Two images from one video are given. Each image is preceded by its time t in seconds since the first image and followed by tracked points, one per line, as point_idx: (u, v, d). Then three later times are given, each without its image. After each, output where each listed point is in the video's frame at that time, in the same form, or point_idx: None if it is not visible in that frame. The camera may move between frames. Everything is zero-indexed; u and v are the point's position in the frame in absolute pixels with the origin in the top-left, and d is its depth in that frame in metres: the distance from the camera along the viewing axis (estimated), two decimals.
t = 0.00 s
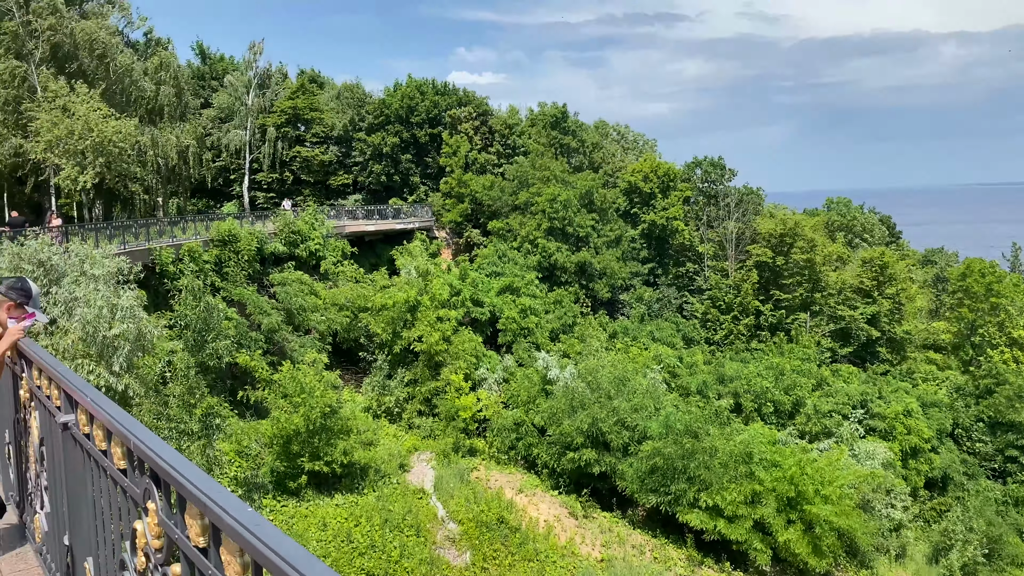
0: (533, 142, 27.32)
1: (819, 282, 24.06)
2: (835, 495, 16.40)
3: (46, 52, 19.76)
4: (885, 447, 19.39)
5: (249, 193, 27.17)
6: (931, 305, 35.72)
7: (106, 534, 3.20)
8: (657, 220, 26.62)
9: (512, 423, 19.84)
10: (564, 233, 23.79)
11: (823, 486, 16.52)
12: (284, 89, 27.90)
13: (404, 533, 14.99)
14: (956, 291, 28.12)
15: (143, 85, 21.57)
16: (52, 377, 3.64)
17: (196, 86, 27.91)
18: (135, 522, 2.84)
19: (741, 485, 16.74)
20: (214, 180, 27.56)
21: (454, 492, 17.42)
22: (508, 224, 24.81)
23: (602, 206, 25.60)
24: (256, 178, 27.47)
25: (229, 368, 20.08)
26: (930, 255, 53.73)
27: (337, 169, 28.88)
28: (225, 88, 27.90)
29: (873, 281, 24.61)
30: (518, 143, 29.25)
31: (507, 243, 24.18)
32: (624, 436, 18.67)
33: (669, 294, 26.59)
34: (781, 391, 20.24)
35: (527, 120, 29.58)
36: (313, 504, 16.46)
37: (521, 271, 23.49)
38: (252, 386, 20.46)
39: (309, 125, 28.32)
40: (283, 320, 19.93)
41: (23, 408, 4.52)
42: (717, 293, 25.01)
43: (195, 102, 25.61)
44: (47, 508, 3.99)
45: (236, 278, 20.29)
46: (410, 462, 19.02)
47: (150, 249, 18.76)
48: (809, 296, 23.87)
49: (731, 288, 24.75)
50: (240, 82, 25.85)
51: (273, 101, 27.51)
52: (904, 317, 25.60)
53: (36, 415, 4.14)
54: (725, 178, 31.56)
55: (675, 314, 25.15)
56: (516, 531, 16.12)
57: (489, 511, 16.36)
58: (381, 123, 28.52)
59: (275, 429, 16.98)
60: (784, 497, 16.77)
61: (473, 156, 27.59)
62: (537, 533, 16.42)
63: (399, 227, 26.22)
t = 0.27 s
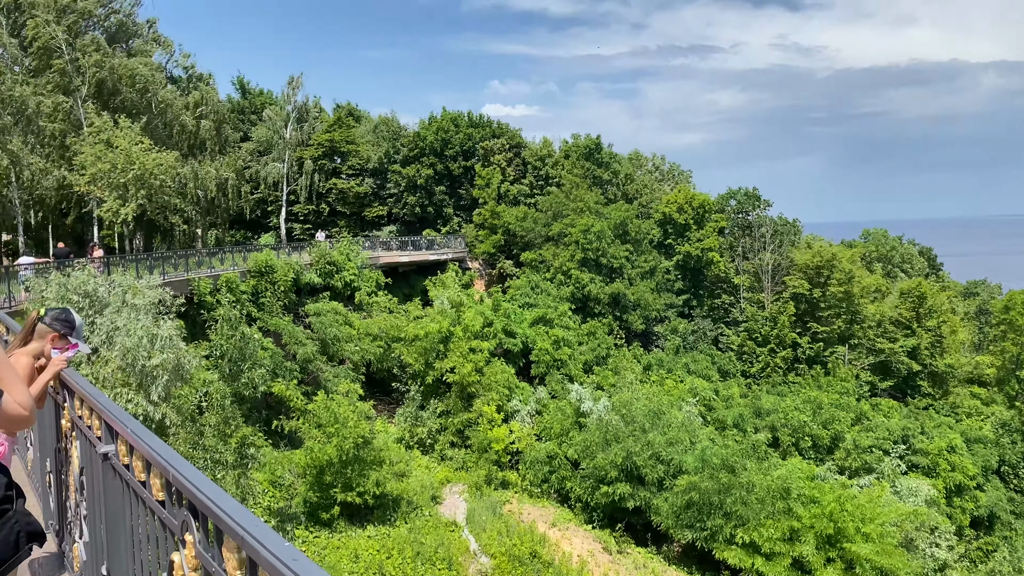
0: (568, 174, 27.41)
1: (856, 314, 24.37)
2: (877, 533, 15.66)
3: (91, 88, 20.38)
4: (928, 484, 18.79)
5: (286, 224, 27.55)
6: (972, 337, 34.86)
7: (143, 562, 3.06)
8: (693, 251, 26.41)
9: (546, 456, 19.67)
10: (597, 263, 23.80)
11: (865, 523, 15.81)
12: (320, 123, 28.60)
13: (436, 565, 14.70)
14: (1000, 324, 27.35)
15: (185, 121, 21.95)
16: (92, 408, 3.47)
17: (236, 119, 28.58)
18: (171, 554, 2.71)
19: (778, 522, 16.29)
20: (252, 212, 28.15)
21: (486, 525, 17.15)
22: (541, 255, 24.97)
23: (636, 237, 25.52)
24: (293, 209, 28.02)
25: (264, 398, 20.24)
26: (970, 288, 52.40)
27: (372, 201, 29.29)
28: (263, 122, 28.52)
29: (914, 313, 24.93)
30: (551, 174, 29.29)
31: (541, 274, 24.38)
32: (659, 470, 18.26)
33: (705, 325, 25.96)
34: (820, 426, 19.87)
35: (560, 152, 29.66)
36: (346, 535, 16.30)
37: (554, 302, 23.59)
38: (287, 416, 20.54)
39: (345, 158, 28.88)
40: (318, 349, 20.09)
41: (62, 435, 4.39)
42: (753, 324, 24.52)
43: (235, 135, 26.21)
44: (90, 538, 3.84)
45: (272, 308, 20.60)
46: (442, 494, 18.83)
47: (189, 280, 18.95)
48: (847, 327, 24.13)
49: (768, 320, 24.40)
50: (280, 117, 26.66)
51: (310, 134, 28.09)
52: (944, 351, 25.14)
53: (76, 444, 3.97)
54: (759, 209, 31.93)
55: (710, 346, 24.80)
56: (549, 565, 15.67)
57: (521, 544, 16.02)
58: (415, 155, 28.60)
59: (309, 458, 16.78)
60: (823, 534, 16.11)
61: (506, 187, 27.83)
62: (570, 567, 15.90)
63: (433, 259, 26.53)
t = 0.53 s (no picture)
0: (585, 192, 27.52)
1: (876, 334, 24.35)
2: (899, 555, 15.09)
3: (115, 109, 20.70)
4: (951, 505, 18.49)
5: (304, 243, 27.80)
6: (994, 356, 34.47)
7: None
8: (710, 269, 26.39)
9: (563, 475, 19.61)
10: (615, 281, 23.85)
11: (887, 545, 15.27)
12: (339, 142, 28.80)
13: None
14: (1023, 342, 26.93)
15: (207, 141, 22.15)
16: (112, 425, 3.41)
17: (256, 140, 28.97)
18: None
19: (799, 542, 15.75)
20: (272, 232, 28.41)
21: (503, 545, 17.03)
22: (559, 273, 25.02)
23: (653, 254, 25.55)
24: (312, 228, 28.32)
25: (282, 417, 20.30)
26: (992, 306, 51.71)
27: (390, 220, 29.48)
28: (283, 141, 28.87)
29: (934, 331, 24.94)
30: (568, 192, 29.34)
31: (558, 292, 24.46)
32: (677, 490, 18.06)
33: (723, 344, 26.16)
34: (840, 446, 19.69)
35: (578, 170, 29.69)
36: (363, 553, 16.17)
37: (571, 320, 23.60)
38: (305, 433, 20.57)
39: (363, 177, 29.06)
40: (336, 367, 20.19)
41: (82, 453, 4.33)
42: (771, 343, 24.49)
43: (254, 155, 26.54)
44: (109, 557, 3.78)
45: (291, 326, 20.75)
46: (459, 513, 18.75)
47: (209, 298, 19.06)
48: (867, 347, 24.05)
49: (787, 339, 24.31)
50: (299, 138, 26.96)
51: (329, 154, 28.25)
52: (967, 370, 24.84)
53: (97, 462, 3.92)
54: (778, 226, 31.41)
55: (729, 365, 24.70)
56: None
57: (539, 564, 15.87)
58: (433, 174, 29.01)
59: (328, 475, 16.62)
60: (844, 556, 15.44)
61: (522, 206, 27.99)
62: None
63: (450, 277, 26.71)
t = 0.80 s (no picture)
0: (595, 200, 27.54)
1: (887, 342, 24.28)
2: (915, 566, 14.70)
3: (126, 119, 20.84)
4: (966, 514, 18.30)
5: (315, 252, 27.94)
6: (1008, 364, 34.17)
7: None
8: (719, 277, 26.45)
9: (573, 484, 19.54)
10: (625, 290, 23.85)
11: (901, 555, 14.90)
12: (349, 151, 28.91)
13: None
14: None
15: (217, 151, 22.26)
16: (125, 434, 3.40)
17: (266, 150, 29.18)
18: None
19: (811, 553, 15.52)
20: (282, 241, 28.46)
21: (513, 555, 16.96)
22: (568, 282, 25.04)
23: (662, 262, 25.58)
24: (322, 237, 28.44)
25: (292, 425, 20.30)
26: (1005, 314, 51.36)
27: (400, 229, 29.49)
28: (293, 151, 29.03)
29: (947, 339, 24.71)
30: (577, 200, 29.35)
31: (568, 300, 24.45)
32: (688, 499, 17.92)
33: (733, 352, 26.17)
34: (851, 454, 19.54)
35: (587, 178, 29.68)
36: (373, 563, 16.09)
37: (581, 328, 23.55)
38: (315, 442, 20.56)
39: (373, 186, 29.17)
40: (346, 376, 20.25)
41: (94, 462, 4.32)
42: (782, 351, 24.46)
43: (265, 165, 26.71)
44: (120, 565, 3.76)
45: (301, 335, 20.83)
46: (469, 522, 18.70)
47: (219, 307, 19.13)
48: (878, 355, 23.92)
49: (798, 347, 24.25)
50: (309, 147, 27.10)
51: (338, 164, 28.39)
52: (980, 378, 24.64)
53: (109, 470, 3.90)
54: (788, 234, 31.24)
55: (739, 373, 24.63)
56: None
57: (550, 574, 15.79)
58: (443, 183, 29.22)
59: (338, 483, 16.53)
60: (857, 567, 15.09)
61: (531, 215, 28.05)
62: None
63: (460, 285, 26.76)
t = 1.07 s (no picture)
0: (604, 203, 27.54)
1: (898, 343, 24.20)
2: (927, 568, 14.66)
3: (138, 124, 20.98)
4: (979, 516, 18.17)
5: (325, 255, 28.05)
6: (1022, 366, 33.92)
7: None
8: (729, 279, 26.47)
9: (584, 486, 19.51)
10: (635, 292, 23.84)
11: (913, 558, 14.87)
12: (359, 155, 29.03)
13: None
14: None
15: (229, 155, 22.39)
16: (139, 436, 3.38)
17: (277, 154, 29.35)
18: None
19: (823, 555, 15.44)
20: (293, 244, 28.56)
21: (524, 558, 16.95)
22: (578, 284, 25.07)
23: (672, 264, 25.57)
24: (332, 241, 28.56)
25: (303, 428, 20.36)
26: (1018, 316, 51.08)
27: (410, 232, 29.63)
28: (303, 155, 29.18)
29: (960, 340, 24.56)
30: (587, 202, 29.35)
31: (578, 303, 24.46)
32: (700, 501, 17.86)
33: (744, 354, 26.13)
34: (863, 456, 19.44)
35: (596, 180, 29.67)
36: (384, 566, 16.08)
37: (591, 330, 23.55)
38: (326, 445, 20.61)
39: (383, 189, 29.25)
40: (357, 379, 20.32)
41: (107, 465, 4.28)
42: (793, 353, 24.36)
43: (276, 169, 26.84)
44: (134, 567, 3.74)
45: (312, 338, 20.93)
46: (480, 525, 18.69)
47: (231, 310, 19.25)
48: (890, 356, 23.81)
49: (809, 348, 24.15)
50: (319, 151, 27.24)
51: (349, 167, 28.55)
52: (994, 380, 24.47)
53: (122, 472, 3.89)
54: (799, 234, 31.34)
55: (749, 375, 24.55)
56: None
57: None
58: (452, 186, 29.32)
59: (348, 486, 16.55)
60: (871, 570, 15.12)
61: (541, 217, 28.11)
62: None
63: (469, 288, 26.80)
